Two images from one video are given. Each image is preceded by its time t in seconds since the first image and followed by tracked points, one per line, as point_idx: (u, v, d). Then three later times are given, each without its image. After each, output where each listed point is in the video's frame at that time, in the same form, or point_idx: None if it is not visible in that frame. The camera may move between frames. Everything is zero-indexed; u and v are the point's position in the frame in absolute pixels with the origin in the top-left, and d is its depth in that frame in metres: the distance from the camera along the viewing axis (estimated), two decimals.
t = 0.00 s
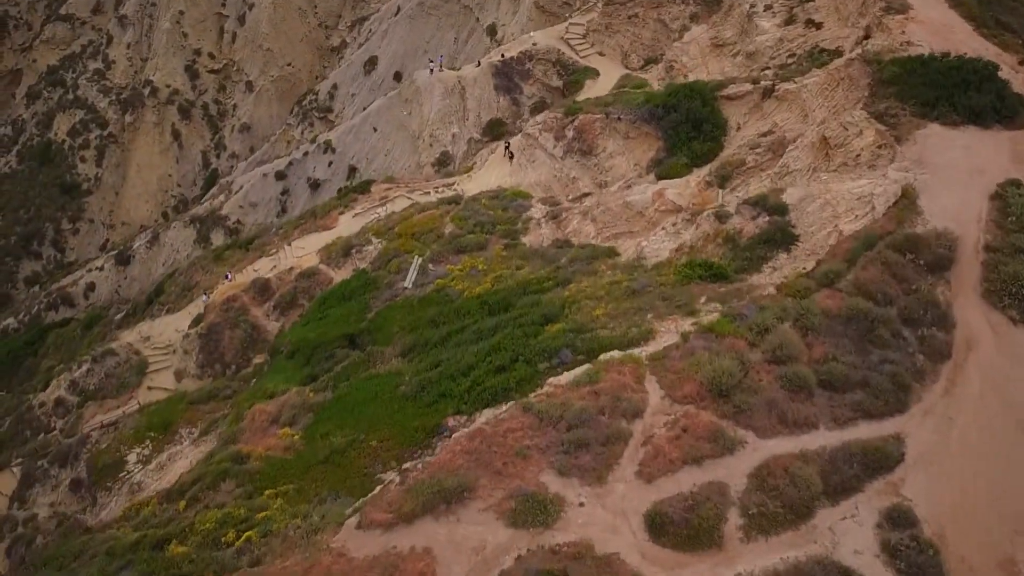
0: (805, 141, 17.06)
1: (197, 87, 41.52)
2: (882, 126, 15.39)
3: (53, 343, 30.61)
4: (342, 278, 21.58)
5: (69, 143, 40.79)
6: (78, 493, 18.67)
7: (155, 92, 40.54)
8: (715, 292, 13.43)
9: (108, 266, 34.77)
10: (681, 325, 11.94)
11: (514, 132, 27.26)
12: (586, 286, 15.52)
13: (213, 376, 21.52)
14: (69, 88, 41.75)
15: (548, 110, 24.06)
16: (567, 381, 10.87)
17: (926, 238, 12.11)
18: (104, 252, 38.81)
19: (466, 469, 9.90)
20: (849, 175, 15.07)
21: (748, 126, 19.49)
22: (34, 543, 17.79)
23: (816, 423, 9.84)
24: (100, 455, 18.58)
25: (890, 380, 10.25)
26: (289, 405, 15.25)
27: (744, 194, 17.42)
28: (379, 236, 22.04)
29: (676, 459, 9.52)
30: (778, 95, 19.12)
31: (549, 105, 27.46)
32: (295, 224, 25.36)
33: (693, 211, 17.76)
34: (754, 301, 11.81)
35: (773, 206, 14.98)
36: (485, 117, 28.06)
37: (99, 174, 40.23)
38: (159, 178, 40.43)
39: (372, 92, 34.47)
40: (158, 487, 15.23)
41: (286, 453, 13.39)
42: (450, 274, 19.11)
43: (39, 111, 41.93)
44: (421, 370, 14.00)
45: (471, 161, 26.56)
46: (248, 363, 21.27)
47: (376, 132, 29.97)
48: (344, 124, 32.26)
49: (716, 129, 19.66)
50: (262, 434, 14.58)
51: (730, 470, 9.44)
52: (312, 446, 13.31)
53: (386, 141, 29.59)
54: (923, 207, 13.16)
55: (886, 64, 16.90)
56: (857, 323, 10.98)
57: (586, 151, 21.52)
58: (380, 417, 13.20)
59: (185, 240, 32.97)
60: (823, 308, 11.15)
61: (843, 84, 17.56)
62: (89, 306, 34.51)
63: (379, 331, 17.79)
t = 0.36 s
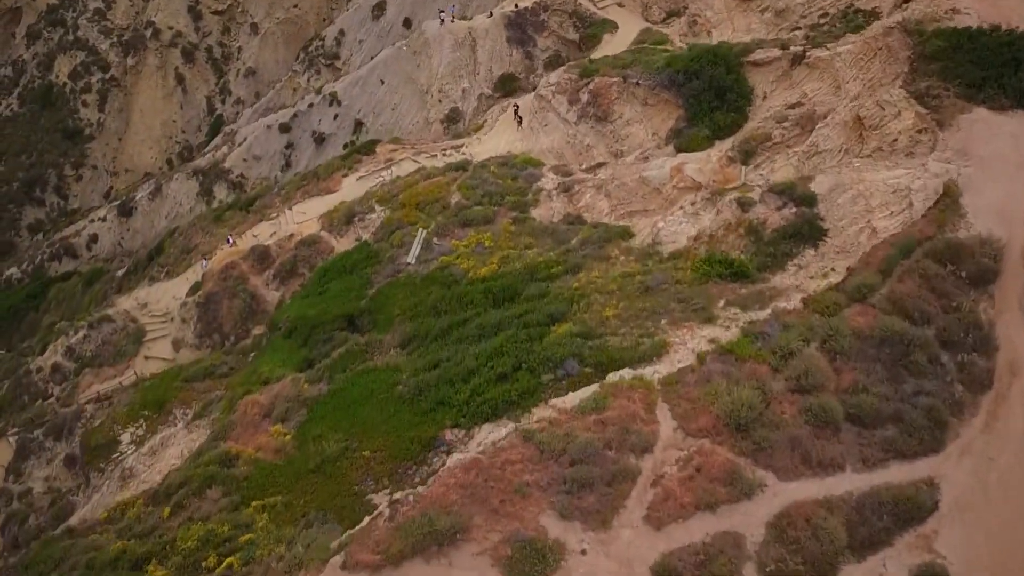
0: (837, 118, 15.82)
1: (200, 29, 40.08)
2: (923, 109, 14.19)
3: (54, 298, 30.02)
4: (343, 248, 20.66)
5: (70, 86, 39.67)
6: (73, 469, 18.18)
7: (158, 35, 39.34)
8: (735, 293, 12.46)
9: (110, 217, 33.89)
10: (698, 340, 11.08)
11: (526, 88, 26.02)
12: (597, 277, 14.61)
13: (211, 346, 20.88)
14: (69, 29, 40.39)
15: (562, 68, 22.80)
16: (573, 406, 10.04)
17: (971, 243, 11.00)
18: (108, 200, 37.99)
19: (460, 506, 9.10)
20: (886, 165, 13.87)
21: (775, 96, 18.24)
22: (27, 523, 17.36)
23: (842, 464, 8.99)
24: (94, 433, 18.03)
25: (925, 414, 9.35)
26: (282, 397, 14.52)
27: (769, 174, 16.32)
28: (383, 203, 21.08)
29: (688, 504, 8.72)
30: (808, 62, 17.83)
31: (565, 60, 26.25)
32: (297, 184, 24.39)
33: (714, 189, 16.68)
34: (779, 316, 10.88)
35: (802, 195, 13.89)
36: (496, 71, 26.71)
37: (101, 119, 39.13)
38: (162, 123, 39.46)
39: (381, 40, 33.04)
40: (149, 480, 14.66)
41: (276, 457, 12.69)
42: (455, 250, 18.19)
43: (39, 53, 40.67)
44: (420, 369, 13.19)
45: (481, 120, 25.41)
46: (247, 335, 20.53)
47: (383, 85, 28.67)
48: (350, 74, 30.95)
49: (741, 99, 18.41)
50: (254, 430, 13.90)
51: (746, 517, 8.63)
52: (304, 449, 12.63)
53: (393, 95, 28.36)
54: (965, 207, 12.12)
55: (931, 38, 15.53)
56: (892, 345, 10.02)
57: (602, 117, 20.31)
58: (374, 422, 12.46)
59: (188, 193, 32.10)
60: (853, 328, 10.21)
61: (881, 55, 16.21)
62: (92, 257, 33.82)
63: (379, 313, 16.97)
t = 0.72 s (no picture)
0: (871, 106, 14.68)
1: None
2: (967, 104, 13.09)
3: (55, 258, 29.47)
4: (346, 226, 19.81)
5: (71, 32, 38.45)
6: (66, 453, 17.73)
7: None
8: (755, 309, 11.59)
9: (112, 172, 33.03)
10: (714, 369, 10.26)
11: (540, 50, 24.83)
12: (606, 279, 13.76)
13: (210, 322, 20.26)
14: None
15: (578, 32, 21.58)
16: (576, 451, 9.40)
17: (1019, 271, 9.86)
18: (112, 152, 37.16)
19: (451, 562, 8.41)
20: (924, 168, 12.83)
21: (805, 73, 17.09)
22: (19, 510, 16.96)
23: (867, 529, 8.21)
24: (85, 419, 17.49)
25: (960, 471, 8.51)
26: (274, 399, 13.87)
27: (796, 163, 15.43)
28: (388, 177, 20.13)
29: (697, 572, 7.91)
30: (841, 38, 16.58)
31: (581, 18, 25.05)
32: (300, 150, 23.46)
33: (735, 178, 15.72)
34: (804, 352, 10.20)
35: (830, 199, 12.92)
36: (509, 30, 25.49)
37: (103, 67, 38.05)
38: (167, 70, 38.51)
39: None
40: (139, 482, 14.15)
41: (265, 470, 12.08)
42: (461, 235, 17.34)
43: None
44: (417, 379, 12.47)
45: (492, 83, 24.26)
46: (245, 312, 19.92)
47: (391, 42, 27.38)
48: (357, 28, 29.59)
49: (767, 76, 17.22)
50: (243, 437, 13.27)
51: None
52: (294, 464, 11.99)
53: (401, 53, 27.10)
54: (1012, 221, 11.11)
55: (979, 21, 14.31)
56: (926, 390, 9.14)
57: (618, 90, 19.12)
58: (368, 438, 11.79)
59: (191, 149, 31.26)
60: (883, 369, 9.41)
61: (920, 36, 15.01)
62: (95, 213, 33.11)
63: (378, 303, 16.21)
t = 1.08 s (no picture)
0: (899, 121, 13.72)
1: None
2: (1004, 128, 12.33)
3: (50, 242, 28.82)
4: (342, 226, 18.99)
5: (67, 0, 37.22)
6: (52, 463, 17.27)
7: None
8: (770, 357, 10.80)
9: (109, 150, 32.11)
10: (725, 433, 9.73)
11: (549, 34, 23.69)
12: (611, 308, 12.94)
13: (202, 324, 19.56)
14: None
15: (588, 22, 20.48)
16: (574, 531, 9.04)
17: None
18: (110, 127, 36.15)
19: None
20: (956, 199, 12.22)
21: (829, 76, 16.04)
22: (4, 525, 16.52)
23: None
24: (71, 432, 16.94)
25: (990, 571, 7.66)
26: (260, 429, 13.21)
27: (816, 178, 14.48)
28: (387, 175, 19.25)
29: None
30: (868, 40, 15.56)
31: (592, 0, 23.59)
32: (297, 140, 22.60)
33: (751, 192, 14.82)
34: (824, 423, 9.54)
35: (853, 230, 12.13)
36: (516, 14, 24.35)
37: (101, 38, 37.15)
38: (166, 39, 37.55)
39: None
40: (122, 513, 13.63)
41: (246, 514, 11.48)
42: (461, 244, 16.52)
43: None
44: (410, 420, 11.79)
45: (498, 70, 23.19)
46: (239, 315, 19.20)
47: (394, 22, 26.29)
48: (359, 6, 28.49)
49: (788, 80, 16.19)
50: (228, 472, 12.65)
51: None
52: (278, 508, 11.40)
53: (404, 34, 26.02)
54: None
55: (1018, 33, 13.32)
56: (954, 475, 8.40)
57: (629, 88, 18.11)
58: (356, 485, 11.16)
59: (189, 129, 30.34)
60: (908, 447, 8.78)
61: (954, 45, 14.02)
62: (92, 192, 32.34)
63: (373, 319, 15.49)
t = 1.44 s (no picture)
0: (921, 178, 12.97)
1: None
2: None
3: (44, 262, 28.30)
4: (337, 264, 18.23)
5: (65, 8, 36.65)
6: (31, 511, 16.68)
7: None
8: (784, 451, 10.05)
9: (104, 165, 31.44)
10: (734, 544, 9.11)
11: (554, 57, 22.88)
12: (615, 378, 12.16)
13: (191, 363, 18.80)
14: None
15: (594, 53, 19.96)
16: None
17: None
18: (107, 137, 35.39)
19: None
20: (985, 273, 11.61)
21: (848, 119, 15.20)
22: None
23: None
24: (53, 484, 16.33)
25: None
26: (242, 501, 12.55)
27: (833, 234, 13.66)
28: (382, 212, 18.48)
29: None
30: (888, 83, 14.73)
31: (599, 24, 22.91)
32: (292, 168, 21.87)
33: (763, 247, 14.02)
34: (844, 545, 8.99)
35: (873, 306, 11.39)
36: (521, 34, 23.52)
37: (99, 47, 36.46)
38: (165, 51, 36.66)
39: None
40: None
41: None
42: (458, 292, 15.71)
43: None
44: (399, 501, 11.10)
45: (500, 94, 22.35)
46: (229, 355, 18.41)
47: (395, 41, 25.58)
48: (359, 22, 27.67)
49: (803, 124, 15.39)
50: (211, 549, 12.10)
51: None
52: None
53: (405, 54, 25.34)
54: None
55: None
56: None
57: (636, 124, 17.27)
58: None
59: (185, 146, 29.65)
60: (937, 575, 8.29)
61: (981, 95, 13.25)
62: (87, 207, 31.65)
63: (365, 373, 14.75)
